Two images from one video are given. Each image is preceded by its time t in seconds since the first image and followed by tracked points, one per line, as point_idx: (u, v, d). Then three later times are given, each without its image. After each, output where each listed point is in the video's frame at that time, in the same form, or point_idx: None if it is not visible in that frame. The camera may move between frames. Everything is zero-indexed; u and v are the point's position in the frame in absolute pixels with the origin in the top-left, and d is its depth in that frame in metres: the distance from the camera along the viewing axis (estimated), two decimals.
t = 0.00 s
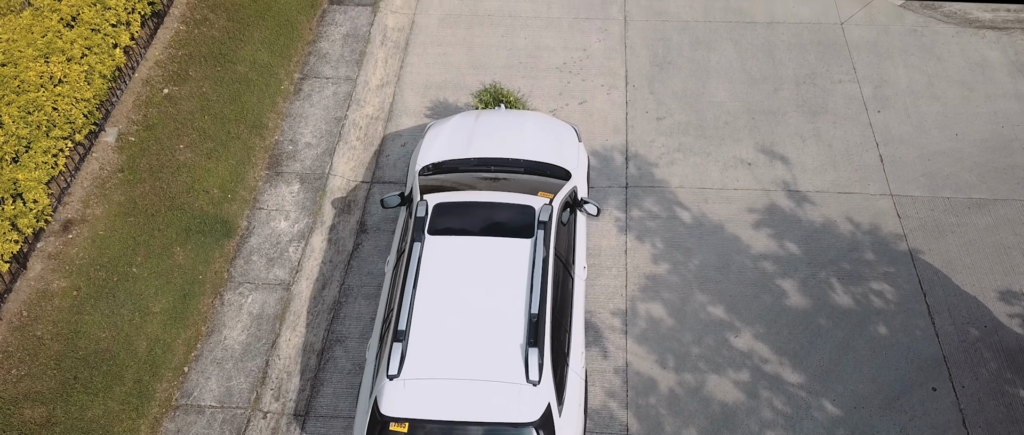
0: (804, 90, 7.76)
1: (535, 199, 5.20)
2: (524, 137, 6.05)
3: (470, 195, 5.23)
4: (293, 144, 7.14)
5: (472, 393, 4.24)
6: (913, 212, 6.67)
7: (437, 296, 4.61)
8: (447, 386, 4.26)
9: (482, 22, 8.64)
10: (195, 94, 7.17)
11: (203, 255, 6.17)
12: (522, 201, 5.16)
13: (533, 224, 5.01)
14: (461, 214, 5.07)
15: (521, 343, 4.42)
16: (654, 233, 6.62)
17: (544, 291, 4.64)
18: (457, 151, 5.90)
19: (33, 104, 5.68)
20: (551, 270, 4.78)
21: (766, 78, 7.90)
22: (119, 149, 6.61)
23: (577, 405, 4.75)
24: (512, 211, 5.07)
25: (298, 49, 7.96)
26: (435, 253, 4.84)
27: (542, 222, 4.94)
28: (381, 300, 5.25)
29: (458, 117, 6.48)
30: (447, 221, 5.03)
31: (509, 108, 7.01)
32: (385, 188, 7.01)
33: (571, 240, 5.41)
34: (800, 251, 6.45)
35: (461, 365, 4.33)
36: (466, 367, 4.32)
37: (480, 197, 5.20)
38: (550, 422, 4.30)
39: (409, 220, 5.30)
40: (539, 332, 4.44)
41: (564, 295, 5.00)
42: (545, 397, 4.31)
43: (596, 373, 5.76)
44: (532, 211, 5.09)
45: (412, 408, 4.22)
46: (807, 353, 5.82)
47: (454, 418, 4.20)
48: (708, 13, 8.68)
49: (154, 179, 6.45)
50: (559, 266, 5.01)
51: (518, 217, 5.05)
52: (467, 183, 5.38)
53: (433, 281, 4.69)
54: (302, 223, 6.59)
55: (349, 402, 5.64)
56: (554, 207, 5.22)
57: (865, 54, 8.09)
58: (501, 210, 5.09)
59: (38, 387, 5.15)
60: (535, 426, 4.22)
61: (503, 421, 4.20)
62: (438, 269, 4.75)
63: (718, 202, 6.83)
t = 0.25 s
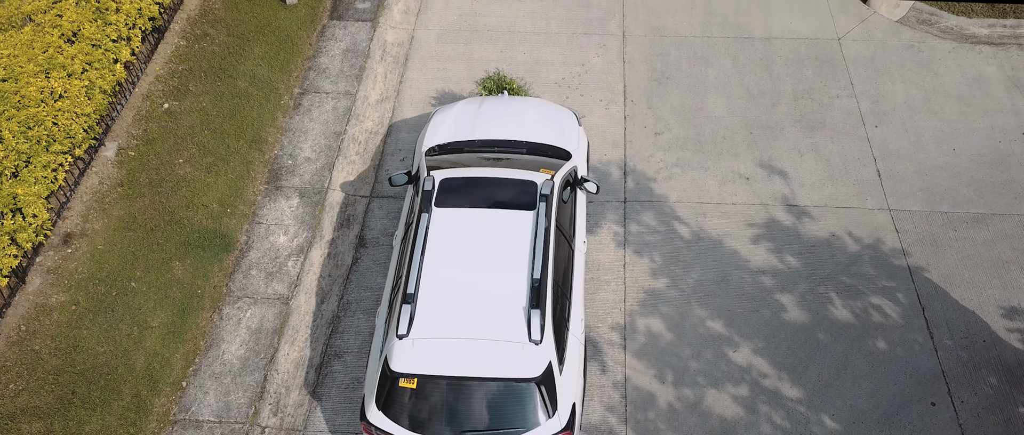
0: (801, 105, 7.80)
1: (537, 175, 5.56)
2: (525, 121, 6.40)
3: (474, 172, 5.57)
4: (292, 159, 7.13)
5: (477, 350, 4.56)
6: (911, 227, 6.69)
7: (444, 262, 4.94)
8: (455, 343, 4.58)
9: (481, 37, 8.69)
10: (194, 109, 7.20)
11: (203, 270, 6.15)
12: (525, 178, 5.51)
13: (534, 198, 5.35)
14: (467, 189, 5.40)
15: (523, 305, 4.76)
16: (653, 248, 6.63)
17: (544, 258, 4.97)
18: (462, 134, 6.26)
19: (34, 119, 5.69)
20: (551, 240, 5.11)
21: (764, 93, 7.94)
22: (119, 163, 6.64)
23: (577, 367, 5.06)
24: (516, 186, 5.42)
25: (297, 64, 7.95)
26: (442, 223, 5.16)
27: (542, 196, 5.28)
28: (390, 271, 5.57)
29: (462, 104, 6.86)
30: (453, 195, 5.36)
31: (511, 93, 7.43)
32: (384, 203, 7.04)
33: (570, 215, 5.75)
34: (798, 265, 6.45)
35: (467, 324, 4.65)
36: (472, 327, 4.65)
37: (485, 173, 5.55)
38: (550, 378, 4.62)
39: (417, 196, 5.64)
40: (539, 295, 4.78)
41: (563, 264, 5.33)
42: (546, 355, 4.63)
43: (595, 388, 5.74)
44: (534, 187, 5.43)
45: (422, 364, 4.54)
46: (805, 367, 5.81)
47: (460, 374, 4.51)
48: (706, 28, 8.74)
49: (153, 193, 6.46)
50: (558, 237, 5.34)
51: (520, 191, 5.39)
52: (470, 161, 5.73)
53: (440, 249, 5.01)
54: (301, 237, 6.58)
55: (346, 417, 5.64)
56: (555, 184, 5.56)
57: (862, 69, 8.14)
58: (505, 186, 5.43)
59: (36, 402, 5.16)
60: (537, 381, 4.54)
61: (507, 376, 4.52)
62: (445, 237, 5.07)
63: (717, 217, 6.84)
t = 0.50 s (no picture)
0: (798, 122, 7.84)
1: (538, 152, 5.91)
2: (525, 106, 6.82)
3: (477, 148, 5.91)
4: (291, 176, 7.14)
5: (482, 306, 4.81)
6: (908, 243, 6.71)
7: (451, 230, 5.25)
8: (461, 301, 4.84)
9: (480, 54, 8.75)
10: (193, 126, 7.23)
11: (201, 286, 6.16)
12: (527, 154, 5.87)
13: (535, 172, 5.71)
14: (471, 164, 5.75)
15: (526, 268, 5.05)
16: (651, 264, 6.64)
17: (545, 225, 5.30)
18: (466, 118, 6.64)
19: (33, 136, 5.72)
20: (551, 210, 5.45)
21: (761, 110, 7.99)
22: (118, 179, 6.65)
23: (576, 330, 5.27)
24: (518, 162, 5.77)
25: (297, 81, 7.98)
26: (448, 195, 5.50)
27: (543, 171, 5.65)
28: (398, 247, 5.85)
29: (466, 90, 7.26)
30: (459, 170, 5.70)
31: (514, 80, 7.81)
32: (383, 219, 7.06)
33: (569, 192, 6.08)
34: (797, 282, 6.46)
35: (472, 285, 4.93)
36: (476, 287, 4.92)
37: (490, 149, 5.88)
38: (551, 334, 4.82)
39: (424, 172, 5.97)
40: (540, 258, 5.09)
41: (563, 236, 5.63)
42: (547, 312, 4.87)
43: (593, 405, 5.72)
44: (535, 163, 5.78)
45: (429, 320, 4.77)
46: (804, 384, 5.79)
47: (465, 329, 4.72)
48: (703, 46, 8.80)
49: (152, 210, 6.47)
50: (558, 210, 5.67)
51: (522, 166, 5.75)
52: (474, 140, 6.07)
53: (447, 219, 5.34)
54: (299, 254, 6.57)
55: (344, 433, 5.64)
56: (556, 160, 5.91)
57: (859, 86, 8.20)
58: (507, 162, 5.77)
59: (33, 419, 5.16)
60: (538, 336, 4.74)
61: (509, 332, 4.72)
62: (451, 207, 5.41)
63: (715, 233, 6.86)
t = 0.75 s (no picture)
0: (795, 138, 7.88)
1: (540, 133, 6.19)
2: (527, 93, 7.11)
3: (483, 130, 6.18)
4: (291, 191, 7.16)
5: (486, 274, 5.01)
6: (905, 259, 6.73)
7: (457, 205, 5.48)
8: (466, 269, 5.04)
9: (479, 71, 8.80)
10: (193, 142, 7.27)
11: (201, 302, 6.16)
12: (530, 135, 6.14)
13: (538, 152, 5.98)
14: (476, 144, 6.00)
15: (528, 239, 5.28)
16: (649, 280, 6.65)
17: (547, 200, 5.53)
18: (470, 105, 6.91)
19: (34, 153, 5.74)
20: (552, 187, 5.69)
21: (759, 126, 8.03)
22: (118, 195, 6.68)
23: (575, 301, 5.49)
24: (521, 142, 6.03)
25: (297, 97, 8.02)
26: (454, 173, 5.75)
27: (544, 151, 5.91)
28: (405, 226, 6.07)
29: (470, 79, 7.54)
30: (465, 150, 5.95)
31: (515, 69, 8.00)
32: (382, 234, 7.09)
33: (569, 173, 6.34)
34: (794, 297, 6.46)
35: (477, 255, 5.15)
36: (481, 257, 5.13)
37: (494, 131, 6.15)
38: (552, 301, 5.04)
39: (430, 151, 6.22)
40: (541, 230, 5.31)
41: (563, 213, 5.87)
42: (548, 280, 5.07)
43: (591, 420, 5.70)
44: (537, 143, 6.04)
45: (436, 287, 4.96)
46: (802, 399, 5.78)
47: (470, 296, 4.92)
48: (701, 62, 8.86)
49: (152, 226, 6.50)
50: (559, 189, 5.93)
51: (525, 147, 6.01)
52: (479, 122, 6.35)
53: (453, 194, 5.58)
54: (299, 269, 6.57)
55: None
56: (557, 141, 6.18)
57: (855, 102, 8.25)
58: (510, 142, 6.03)
59: None
60: (540, 302, 4.95)
61: (511, 299, 4.92)
62: (458, 184, 5.65)
63: (712, 249, 6.87)
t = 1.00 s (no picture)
0: (793, 156, 7.93)
1: (541, 115, 6.56)
2: (529, 81, 7.47)
3: (487, 112, 6.54)
4: (291, 209, 7.19)
5: (491, 242, 5.33)
6: (903, 277, 6.75)
7: (463, 181, 5.82)
8: (472, 238, 5.36)
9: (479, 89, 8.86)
10: (195, 160, 7.32)
11: (201, 320, 6.17)
12: (533, 117, 6.51)
13: (539, 133, 6.33)
14: (481, 125, 6.36)
15: (530, 211, 5.61)
16: (647, 298, 6.66)
17: (548, 177, 5.87)
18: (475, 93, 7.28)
19: (37, 172, 5.76)
20: (553, 165, 6.03)
21: (756, 144, 8.08)
22: (119, 213, 6.72)
23: (576, 272, 5.79)
24: (524, 124, 6.39)
25: (298, 115, 8.07)
26: (461, 152, 6.11)
27: (546, 131, 6.27)
28: (413, 203, 6.40)
29: (474, 69, 7.92)
30: (471, 130, 6.31)
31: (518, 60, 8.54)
32: (382, 252, 7.09)
33: (569, 154, 6.68)
34: (792, 315, 6.47)
35: (483, 226, 5.47)
36: (487, 226, 5.46)
37: (499, 113, 6.52)
38: (553, 269, 5.35)
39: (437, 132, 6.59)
40: (543, 203, 5.64)
41: (563, 190, 6.20)
42: (550, 249, 5.39)
43: None
44: (539, 125, 6.40)
45: (445, 254, 5.28)
46: (801, 417, 5.77)
47: (476, 263, 5.24)
48: (698, 81, 8.93)
49: (153, 244, 6.53)
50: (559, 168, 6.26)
51: (528, 128, 6.36)
52: (483, 105, 6.70)
53: (460, 170, 5.92)
54: (299, 287, 6.59)
55: None
56: (559, 123, 6.54)
57: (852, 121, 8.31)
58: (513, 123, 6.39)
59: None
60: (542, 269, 5.25)
61: (515, 265, 5.23)
62: (464, 162, 6.00)
63: (711, 267, 6.89)
